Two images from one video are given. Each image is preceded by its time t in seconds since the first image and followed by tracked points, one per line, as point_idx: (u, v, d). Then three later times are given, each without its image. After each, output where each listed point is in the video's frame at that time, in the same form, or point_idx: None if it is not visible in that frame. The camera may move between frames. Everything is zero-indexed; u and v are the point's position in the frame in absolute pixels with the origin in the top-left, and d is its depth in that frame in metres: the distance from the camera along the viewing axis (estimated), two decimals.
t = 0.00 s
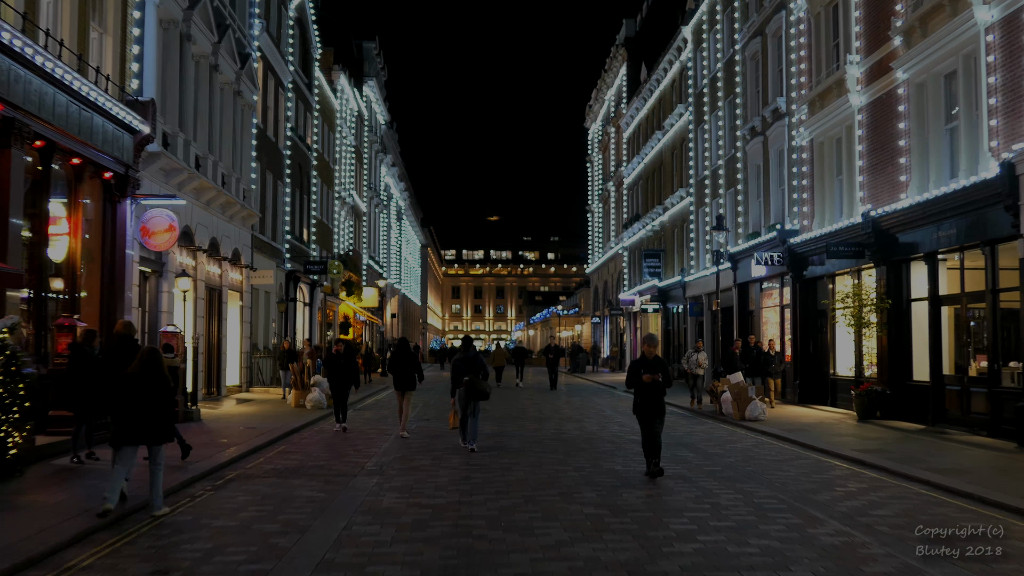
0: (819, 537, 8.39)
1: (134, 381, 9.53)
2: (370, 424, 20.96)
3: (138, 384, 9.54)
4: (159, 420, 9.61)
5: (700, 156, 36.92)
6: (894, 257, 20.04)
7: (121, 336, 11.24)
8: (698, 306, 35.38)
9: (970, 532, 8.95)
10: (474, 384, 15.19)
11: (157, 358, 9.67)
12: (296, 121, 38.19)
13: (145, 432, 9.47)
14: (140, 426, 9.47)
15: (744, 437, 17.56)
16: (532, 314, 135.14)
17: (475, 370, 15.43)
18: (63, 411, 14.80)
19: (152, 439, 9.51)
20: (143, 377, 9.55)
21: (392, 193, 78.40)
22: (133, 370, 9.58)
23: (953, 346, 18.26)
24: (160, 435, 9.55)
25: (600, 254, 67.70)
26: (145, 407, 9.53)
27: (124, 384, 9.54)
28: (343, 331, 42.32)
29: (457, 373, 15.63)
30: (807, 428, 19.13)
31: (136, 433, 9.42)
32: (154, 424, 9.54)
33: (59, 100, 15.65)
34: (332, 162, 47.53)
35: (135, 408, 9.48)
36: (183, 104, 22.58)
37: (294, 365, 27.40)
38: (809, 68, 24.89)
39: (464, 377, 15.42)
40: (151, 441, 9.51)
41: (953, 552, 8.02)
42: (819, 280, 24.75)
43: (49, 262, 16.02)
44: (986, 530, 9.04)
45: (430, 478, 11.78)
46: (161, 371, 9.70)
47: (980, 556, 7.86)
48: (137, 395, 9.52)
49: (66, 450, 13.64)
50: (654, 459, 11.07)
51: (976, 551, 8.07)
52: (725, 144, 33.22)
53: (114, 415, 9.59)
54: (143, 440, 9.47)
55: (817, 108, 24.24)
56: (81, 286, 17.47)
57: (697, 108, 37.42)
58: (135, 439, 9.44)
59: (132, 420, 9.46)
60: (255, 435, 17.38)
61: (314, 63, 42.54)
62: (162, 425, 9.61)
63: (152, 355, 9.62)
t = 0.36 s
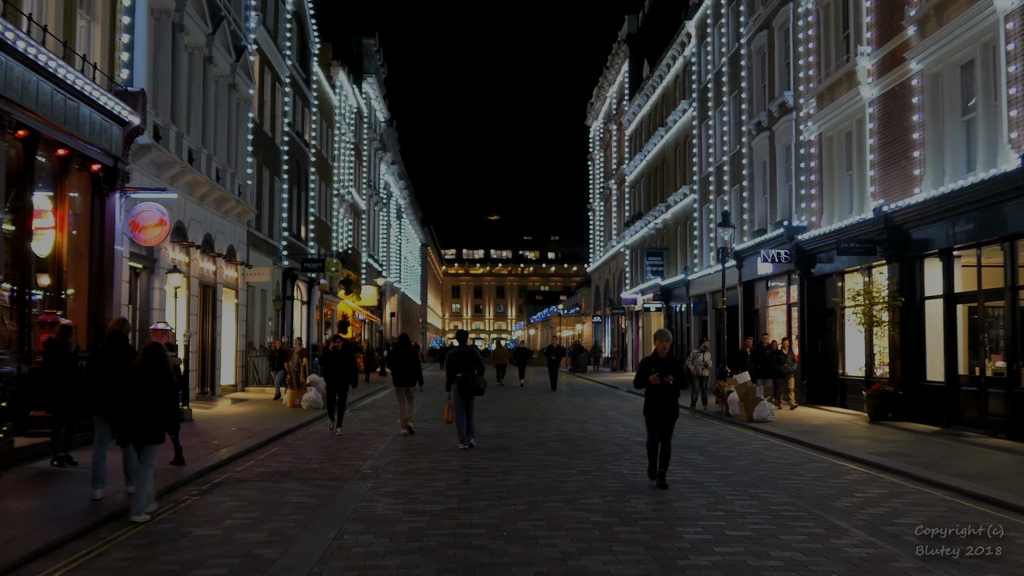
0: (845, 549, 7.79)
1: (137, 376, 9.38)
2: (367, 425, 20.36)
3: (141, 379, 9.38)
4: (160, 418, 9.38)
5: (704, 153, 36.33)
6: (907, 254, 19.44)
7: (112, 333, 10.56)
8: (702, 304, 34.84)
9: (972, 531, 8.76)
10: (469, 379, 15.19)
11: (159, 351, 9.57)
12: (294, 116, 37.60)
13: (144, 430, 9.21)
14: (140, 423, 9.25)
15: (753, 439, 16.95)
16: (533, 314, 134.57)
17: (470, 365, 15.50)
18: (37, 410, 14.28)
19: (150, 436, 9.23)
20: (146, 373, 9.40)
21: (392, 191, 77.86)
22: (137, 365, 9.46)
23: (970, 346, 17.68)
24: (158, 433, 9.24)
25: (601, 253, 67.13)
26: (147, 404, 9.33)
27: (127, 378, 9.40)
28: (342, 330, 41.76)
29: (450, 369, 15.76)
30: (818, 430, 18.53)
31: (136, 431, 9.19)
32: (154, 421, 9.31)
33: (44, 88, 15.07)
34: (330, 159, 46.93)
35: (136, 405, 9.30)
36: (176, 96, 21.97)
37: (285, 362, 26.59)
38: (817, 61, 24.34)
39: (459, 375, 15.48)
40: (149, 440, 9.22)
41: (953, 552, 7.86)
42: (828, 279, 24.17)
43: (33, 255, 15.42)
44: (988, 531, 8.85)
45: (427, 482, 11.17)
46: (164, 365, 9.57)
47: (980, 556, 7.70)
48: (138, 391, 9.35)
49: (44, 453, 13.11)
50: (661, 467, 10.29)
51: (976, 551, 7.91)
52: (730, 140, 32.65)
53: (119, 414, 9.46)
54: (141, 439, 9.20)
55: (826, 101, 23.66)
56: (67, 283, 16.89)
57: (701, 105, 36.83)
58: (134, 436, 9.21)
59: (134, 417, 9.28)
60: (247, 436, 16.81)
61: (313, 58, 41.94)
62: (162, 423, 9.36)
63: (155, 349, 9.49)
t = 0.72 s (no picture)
0: (879, 566, 7.23)
1: (142, 380, 9.20)
2: (370, 426, 19.84)
3: (147, 382, 9.20)
4: (174, 418, 9.32)
5: (714, 150, 35.72)
6: (927, 251, 18.85)
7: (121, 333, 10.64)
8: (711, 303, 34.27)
9: (971, 531, 8.79)
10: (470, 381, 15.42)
11: (166, 352, 9.34)
12: (297, 112, 37.08)
13: (157, 434, 9.15)
14: (151, 426, 9.17)
15: (769, 443, 16.34)
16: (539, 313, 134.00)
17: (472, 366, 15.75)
18: (23, 412, 13.72)
19: (163, 439, 9.19)
20: (152, 376, 9.22)
21: (398, 190, 77.43)
22: (143, 366, 9.28)
23: (993, 346, 17.10)
24: (173, 435, 9.24)
25: (608, 251, 66.55)
26: (157, 405, 9.21)
27: (134, 382, 9.21)
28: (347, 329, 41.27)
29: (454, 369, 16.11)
30: (835, 433, 17.95)
31: (149, 436, 9.12)
32: (165, 423, 9.23)
33: (35, 78, 14.54)
34: (335, 156, 46.40)
35: (144, 409, 9.17)
36: (174, 90, 21.45)
37: (283, 362, 25.95)
38: (832, 54, 23.75)
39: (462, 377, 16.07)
40: (163, 442, 9.20)
41: (954, 552, 7.83)
42: (842, 277, 23.60)
43: (23, 252, 14.88)
44: (987, 530, 8.88)
45: (431, 490, 10.62)
46: (171, 366, 9.36)
47: (981, 556, 7.71)
48: (145, 395, 9.18)
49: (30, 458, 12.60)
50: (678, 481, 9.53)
51: (977, 551, 7.94)
52: (740, 135, 32.04)
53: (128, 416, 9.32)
54: (153, 443, 9.15)
55: (842, 94, 23.05)
56: (61, 280, 16.40)
57: (711, 100, 36.21)
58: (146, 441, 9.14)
59: (143, 421, 9.17)
60: (246, 439, 16.27)
61: (317, 54, 41.39)
62: (178, 423, 9.32)
63: (161, 350, 9.31)
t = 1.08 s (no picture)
0: None
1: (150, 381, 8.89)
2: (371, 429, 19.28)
3: (156, 384, 8.88)
4: (181, 420, 8.97)
5: (721, 147, 35.14)
6: (945, 249, 18.26)
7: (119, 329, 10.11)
8: (718, 303, 33.75)
9: (971, 531, 8.75)
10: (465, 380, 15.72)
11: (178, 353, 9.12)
12: (297, 108, 36.53)
13: (162, 434, 8.81)
14: (157, 426, 8.83)
15: (784, 447, 15.76)
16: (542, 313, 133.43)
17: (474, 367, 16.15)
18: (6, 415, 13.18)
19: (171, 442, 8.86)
20: (162, 375, 8.93)
21: (399, 189, 76.92)
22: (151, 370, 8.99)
23: (1015, 346, 16.51)
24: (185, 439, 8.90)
25: (612, 251, 65.99)
26: (165, 406, 8.88)
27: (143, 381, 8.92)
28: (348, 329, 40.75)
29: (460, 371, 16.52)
30: (850, 436, 17.38)
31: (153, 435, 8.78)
32: (174, 426, 8.89)
33: (21, 68, 13.99)
34: (336, 154, 45.83)
35: (152, 408, 8.84)
36: (168, 82, 20.89)
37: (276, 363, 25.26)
38: (843, 47, 23.15)
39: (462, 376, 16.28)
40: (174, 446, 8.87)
41: (954, 552, 7.82)
42: (854, 276, 23.05)
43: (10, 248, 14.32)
44: (987, 530, 8.87)
45: (431, 498, 10.04)
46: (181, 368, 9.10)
47: (980, 556, 7.68)
48: (154, 396, 8.86)
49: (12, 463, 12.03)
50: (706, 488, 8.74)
51: (976, 551, 7.89)
52: (748, 132, 31.46)
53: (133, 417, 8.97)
54: (162, 446, 8.82)
55: (854, 88, 22.47)
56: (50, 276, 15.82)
57: (718, 96, 35.63)
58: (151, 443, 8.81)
59: (151, 422, 8.84)
60: (241, 442, 15.71)
61: (317, 50, 40.82)
62: (184, 424, 8.96)
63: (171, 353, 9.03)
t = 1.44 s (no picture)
0: None
1: (171, 373, 8.67)
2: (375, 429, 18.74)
3: (177, 376, 8.66)
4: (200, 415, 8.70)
5: (732, 142, 34.53)
6: (968, 245, 17.62)
7: (126, 327, 9.63)
8: (728, 302, 33.16)
9: (971, 531, 8.69)
10: (472, 379, 16.15)
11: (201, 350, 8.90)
12: (302, 104, 36.00)
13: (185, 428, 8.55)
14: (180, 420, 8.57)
15: (803, 450, 15.13)
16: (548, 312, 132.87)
17: (476, 364, 16.59)
18: None
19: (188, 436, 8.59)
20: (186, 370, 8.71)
21: (405, 187, 76.40)
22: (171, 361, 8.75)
23: None
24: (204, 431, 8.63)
25: (620, 249, 65.41)
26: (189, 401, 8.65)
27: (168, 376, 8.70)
28: (353, 328, 40.23)
29: (457, 367, 16.66)
30: (872, 438, 16.80)
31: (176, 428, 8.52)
32: (191, 419, 8.62)
33: (11, 55, 13.45)
34: (341, 151, 45.29)
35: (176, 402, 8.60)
36: (167, 73, 20.36)
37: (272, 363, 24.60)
38: (861, 38, 22.53)
39: (465, 372, 16.40)
40: (191, 440, 8.58)
41: (954, 552, 7.79)
42: (872, 273, 22.48)
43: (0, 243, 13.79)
44: (987, 529, 8.80)
45: (437, 505, 9.47)
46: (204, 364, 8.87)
47: (981, 556, 7.60)
48: (178, 388, 8.64)
49: None
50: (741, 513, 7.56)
51: (977, 551, 7.83)
52: (761, 127, 30.87)
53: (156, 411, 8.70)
54: (181, 440, 8.54)
55: (872, 79, 21.86)
56: (43, 270, 15.27)
57: (729, 91, 35.02)
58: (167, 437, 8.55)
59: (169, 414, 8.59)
60: (240, 443, 15.14)
61: (322, 45, 40.29)
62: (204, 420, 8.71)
63: (191, 345, 8.79)
